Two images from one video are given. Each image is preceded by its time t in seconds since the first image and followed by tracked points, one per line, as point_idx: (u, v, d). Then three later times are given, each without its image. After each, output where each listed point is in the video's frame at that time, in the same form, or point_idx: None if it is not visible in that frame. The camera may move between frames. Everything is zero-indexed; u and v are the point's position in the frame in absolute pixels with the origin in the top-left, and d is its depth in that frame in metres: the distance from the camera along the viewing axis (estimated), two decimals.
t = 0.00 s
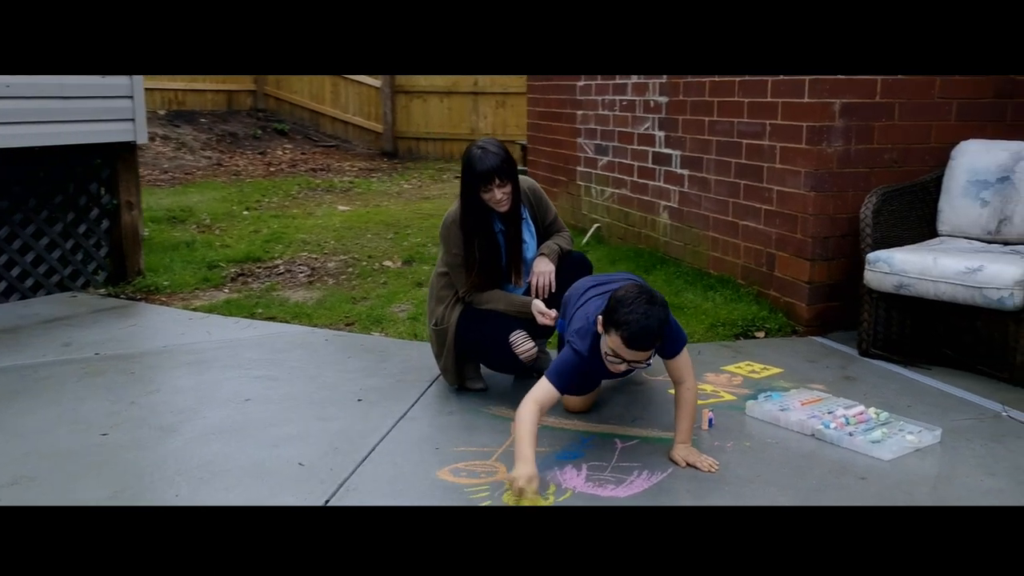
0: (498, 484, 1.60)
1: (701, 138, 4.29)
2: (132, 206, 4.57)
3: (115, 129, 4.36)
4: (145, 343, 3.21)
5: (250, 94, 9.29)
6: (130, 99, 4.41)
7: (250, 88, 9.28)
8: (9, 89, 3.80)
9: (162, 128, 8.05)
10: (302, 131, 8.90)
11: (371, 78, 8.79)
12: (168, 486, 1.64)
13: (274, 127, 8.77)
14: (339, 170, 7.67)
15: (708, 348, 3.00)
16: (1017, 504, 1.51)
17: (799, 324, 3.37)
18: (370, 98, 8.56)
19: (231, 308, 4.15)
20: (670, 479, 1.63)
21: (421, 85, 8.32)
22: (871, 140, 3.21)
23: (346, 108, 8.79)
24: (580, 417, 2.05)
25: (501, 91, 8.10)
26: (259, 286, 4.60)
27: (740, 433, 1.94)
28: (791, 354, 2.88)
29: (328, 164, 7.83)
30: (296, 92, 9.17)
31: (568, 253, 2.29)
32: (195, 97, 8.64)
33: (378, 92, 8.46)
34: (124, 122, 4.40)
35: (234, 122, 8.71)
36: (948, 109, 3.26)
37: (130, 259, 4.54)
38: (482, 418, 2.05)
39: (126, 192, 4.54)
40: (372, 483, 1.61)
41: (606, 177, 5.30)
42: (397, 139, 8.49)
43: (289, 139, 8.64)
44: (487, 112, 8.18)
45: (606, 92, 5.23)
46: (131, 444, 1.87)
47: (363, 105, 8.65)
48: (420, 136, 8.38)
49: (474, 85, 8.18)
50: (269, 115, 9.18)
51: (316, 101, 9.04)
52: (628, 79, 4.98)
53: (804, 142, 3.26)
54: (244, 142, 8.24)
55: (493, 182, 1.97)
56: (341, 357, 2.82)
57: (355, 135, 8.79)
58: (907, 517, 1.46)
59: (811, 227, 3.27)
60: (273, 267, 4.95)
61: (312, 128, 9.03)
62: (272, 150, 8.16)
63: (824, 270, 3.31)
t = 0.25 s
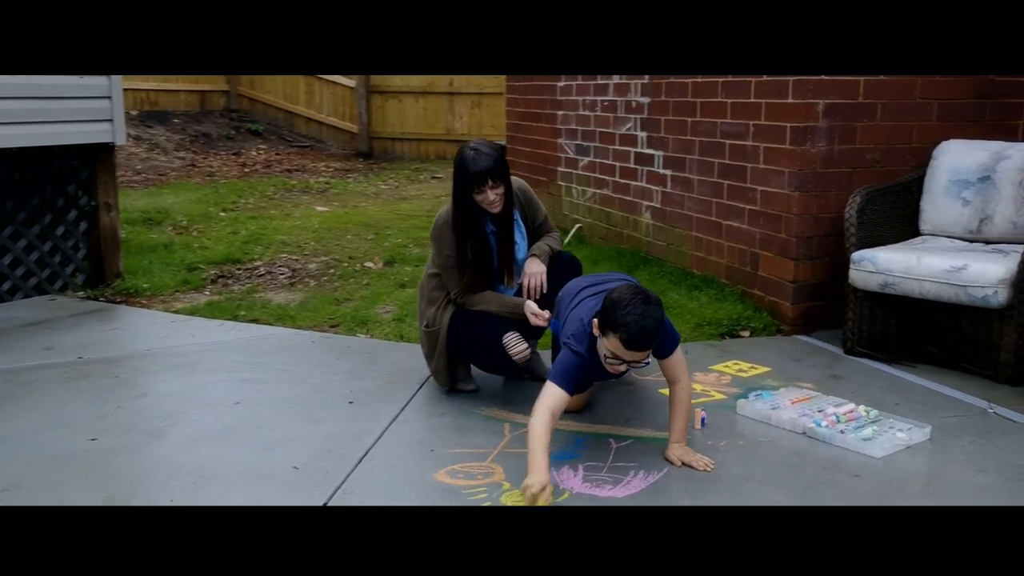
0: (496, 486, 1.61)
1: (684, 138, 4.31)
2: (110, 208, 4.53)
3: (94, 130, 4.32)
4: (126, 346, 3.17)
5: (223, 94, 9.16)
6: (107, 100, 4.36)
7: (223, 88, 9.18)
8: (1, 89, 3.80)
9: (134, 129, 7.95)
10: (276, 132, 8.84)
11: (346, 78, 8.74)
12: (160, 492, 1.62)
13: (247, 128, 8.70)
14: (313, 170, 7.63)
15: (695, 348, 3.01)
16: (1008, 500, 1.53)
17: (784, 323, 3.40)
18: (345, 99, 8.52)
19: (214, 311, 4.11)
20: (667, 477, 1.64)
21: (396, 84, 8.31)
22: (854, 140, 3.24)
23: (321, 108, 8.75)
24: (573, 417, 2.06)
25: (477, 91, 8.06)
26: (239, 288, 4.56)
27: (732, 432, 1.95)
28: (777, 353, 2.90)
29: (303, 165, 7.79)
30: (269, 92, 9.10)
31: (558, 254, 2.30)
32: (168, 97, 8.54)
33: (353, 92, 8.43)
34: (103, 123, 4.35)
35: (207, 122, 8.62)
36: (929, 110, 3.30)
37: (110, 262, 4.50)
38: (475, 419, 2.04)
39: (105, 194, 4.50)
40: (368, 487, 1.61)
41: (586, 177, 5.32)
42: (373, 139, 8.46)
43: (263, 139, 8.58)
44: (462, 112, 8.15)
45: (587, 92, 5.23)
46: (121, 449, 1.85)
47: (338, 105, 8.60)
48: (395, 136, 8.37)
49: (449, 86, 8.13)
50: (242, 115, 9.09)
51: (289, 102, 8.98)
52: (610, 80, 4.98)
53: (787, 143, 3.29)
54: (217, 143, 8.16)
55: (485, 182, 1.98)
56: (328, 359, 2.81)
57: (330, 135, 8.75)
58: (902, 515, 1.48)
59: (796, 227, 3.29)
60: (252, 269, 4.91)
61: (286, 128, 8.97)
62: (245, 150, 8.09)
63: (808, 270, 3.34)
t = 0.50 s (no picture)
0: (492, 488, 1.61)
1: (663, 139, 4.32)
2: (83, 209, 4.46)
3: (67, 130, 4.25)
4: (102, 351, 3.12)
5: (191, 95, 9.04)
6: (81, 100, 4.29)
7: (190, 89, 9.05)
8: None
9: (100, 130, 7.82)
10: (245, 132, 8.76)
11: (315, 78, 8.68)
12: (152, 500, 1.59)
13: (215, 128, 8.60)
14: (284, 171, 7.58)
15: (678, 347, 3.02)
16: (998, 494, 1.56)
17: (765, 322, 3.43)
18: (314, 99, 8.48)
19: (191, 314, 4.06)
20: (662, 477, 1.65)
21: (365, 85, 8.28)
22: (834, 140, 3.28)
23: (289, 109, 8.69)
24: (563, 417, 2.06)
25: (448, 92, 8.11)
26: (216, 290, 4.51)
27: (722, 431, 1.96)
28: (760, 352, 2.92)
29: (273, 166, 7.73)
30: (237, 93, 9.01)
31: (545, 256, 2.30)
32: (134, 97, 8.42)
33: (322, 92, 8.39)
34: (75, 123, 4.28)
35: (175, 123, 8.51)
36: (907, 110, 3.34)
37: (84, 263, 4.43)
38: (465, 421, 2.04)
39: (78, 195, 4.42)
40: (364, 491, 1.59)
41: (563, 177, 5.33)
42: (343, 140, 8.42)
43: (231, 140, 8.50)
44: (434, 112, 8.17)
45: (563, 93, 5.24)
46: (108, 456, 1.82)
47: (308, 105, 8.54)
48: (365, 136, 8.34)
49: (420, 85, 8.16)
50: (210, 116, 8.99)
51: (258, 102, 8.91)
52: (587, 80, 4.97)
53: (767, 143, 3.32)
54: (185, 144, 8.07)
55: (474, 183, 1.97)
56: (313, 362, 2.78)
57: (299, 135, 8.69)
58: (897, 511, 1.49)
59: (776, 227, 3.33)
60: (228, 271, 4.86)
61: (255, 129, 8.89)
62: (215, 151, 8.01)
63: (788, 269, 3.37)
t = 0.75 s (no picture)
0: (486, 490, 1.60)
1: (644, 140, 4.33)
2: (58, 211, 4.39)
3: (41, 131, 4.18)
4: (80, 355, 3.08)
5: (161, 95, 8.93)
6: (55, 100, 4.22)
7: (160, 89, 8.95)
8: None
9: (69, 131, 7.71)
10: (216, 133, 8.68)
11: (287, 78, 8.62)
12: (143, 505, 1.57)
13: (186, 129, 8.52)
14: (256, 172, 7.52)
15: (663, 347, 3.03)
16: (988, 491, 1.58)
17: (748, 321, 3.46)
18: (286, 99, 8.42)
19: (170, 317, 4.01)
20: (656, 477, 1.65)
21: (338, 85, 8.23)
22: (814, 141, 3.31)
23: (261, 109, 8.62)
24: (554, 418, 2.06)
25: (421, 92, 8.07)
26: (194, 293, 4.47)
27: (711, 430, 1.97)
28: (743, 351, 2.94)
29: (245, 167, 7.67)
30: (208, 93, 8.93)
31: (532, 257, 2.30)
32: (103, 97, 8.31)
33: (293, 93, 8.33)
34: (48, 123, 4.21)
35: (145, 124, 8.41)
36: (887, 110, 3.38)
37: (59, 265, 4.36)
38: (455, 422, 2.03)
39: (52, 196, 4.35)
40: (358, 495, 1.58)
41: (542, 177, 5.34)
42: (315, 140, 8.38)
43: (203, 140, 8.42)
44: (407, 112, 8.14)
45: (542, 93, 5.23)
46: (95, 462, 1.79)
47: (280, 106, 8.48)
48: (337, 136, 8.28)
49: (393, 85, 8.12)
50: (180, 116, 8.89)
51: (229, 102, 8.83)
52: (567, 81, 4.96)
53: (749, 143, 3.35)
54: (155, 145, 7.98)
55: (464, 184, 1.97)
56: (297, 365, 2.76)
57: (270, 135, 8.62)
58: (890, 510, 1.51)
59: (758, 227, 3.35)
60: (206, 273, 4.81)
61: (226, 129, 8.81)
62: (186, 152, 7.93)
63: (771, 269, 3.40)
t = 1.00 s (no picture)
0: (479, 493, 1.60)
1: (622, 140, 4.33)
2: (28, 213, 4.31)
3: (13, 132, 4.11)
4: (55, 360, 3.02)
5: (127, 95, 8.82)
6: (25, 101, 4.14)
7: (126, 89, 8.83)
8: None
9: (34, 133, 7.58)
10: (184, 134, 8.58)
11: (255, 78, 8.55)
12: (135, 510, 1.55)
13: (153, 130, 8.41)
14: (225, 173, 7.45)
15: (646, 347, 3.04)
16: (975, 488, 1.61)
17: (728, 321, 3.48)
18: (255, 100, 8.34)
19: (146, 321, 3.96)
20: (648, 478, 1.66)
21: (307, 85, 8.15)
22: (793, 142, 3.34)
23: (230, 109, 8.54)
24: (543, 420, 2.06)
25: (391, 92, 7.94)
26: (169, 296, 4.41)
27: (699, 430, 1.98)
28: (726, 351, 2.96)
29: (213, 168, 7.59)
30: (175, 93, 8.83)
31: (518, 259, 2.31)
32: (67, 98, 8.18)
33: (262, 93, 8.26)
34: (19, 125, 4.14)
35: (111, 125, 8.30)
36: (862, 111, 3.42)
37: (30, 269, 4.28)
38: (444, 425, 2.02)
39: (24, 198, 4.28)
40: (350, 500, 1.57)
41: (519, 178, 5.34)
42: (284, 141, 8.32)
43: (170, 142, 8.32)
44: (377, 112, 8.02)
45: (518, 94, 5.21)
46: (80, 470, 1.76)
47: (248, 106, 8.40)
48: (307, 137, 8.25)
49: (362, 86, 8.01)
50: (146, 117, 8.77)
51: (197, 103, 8.74)
52: (543, 81, 4.96)
53: (728, 144, 3.37)
54: (122, 146, 7.87)
55: (451, 186, 1.97)
56: (280, 368, 2.73)
57: (239, 136, 8.54)
58: (881, 508, 1.53)
59: (738, 227, 3.38)
60: (180, 276, 4.76)
61: (194, 130, 8.72)
62: (153, 153, 7.83)
63: (751, 270, 3.43)
